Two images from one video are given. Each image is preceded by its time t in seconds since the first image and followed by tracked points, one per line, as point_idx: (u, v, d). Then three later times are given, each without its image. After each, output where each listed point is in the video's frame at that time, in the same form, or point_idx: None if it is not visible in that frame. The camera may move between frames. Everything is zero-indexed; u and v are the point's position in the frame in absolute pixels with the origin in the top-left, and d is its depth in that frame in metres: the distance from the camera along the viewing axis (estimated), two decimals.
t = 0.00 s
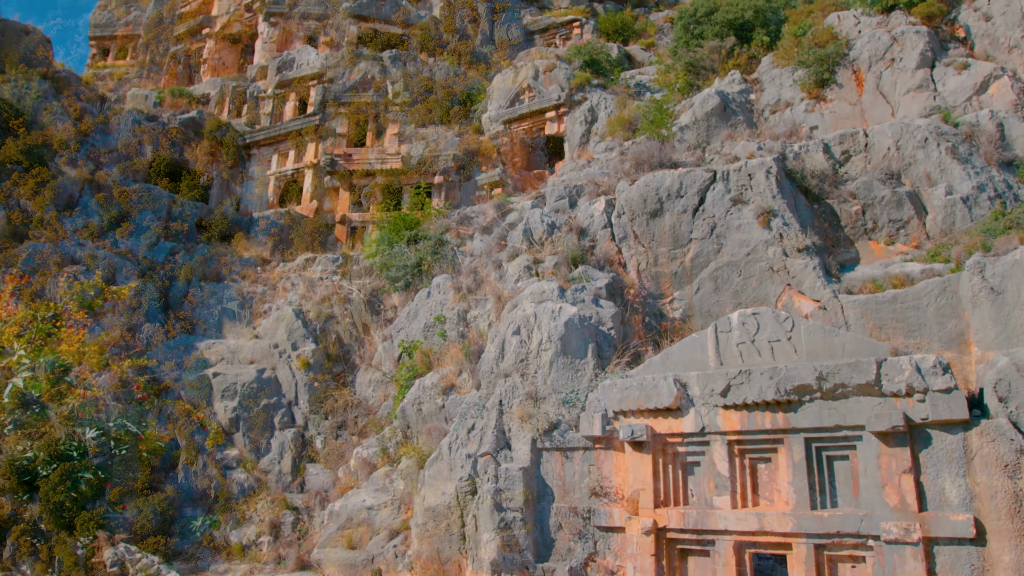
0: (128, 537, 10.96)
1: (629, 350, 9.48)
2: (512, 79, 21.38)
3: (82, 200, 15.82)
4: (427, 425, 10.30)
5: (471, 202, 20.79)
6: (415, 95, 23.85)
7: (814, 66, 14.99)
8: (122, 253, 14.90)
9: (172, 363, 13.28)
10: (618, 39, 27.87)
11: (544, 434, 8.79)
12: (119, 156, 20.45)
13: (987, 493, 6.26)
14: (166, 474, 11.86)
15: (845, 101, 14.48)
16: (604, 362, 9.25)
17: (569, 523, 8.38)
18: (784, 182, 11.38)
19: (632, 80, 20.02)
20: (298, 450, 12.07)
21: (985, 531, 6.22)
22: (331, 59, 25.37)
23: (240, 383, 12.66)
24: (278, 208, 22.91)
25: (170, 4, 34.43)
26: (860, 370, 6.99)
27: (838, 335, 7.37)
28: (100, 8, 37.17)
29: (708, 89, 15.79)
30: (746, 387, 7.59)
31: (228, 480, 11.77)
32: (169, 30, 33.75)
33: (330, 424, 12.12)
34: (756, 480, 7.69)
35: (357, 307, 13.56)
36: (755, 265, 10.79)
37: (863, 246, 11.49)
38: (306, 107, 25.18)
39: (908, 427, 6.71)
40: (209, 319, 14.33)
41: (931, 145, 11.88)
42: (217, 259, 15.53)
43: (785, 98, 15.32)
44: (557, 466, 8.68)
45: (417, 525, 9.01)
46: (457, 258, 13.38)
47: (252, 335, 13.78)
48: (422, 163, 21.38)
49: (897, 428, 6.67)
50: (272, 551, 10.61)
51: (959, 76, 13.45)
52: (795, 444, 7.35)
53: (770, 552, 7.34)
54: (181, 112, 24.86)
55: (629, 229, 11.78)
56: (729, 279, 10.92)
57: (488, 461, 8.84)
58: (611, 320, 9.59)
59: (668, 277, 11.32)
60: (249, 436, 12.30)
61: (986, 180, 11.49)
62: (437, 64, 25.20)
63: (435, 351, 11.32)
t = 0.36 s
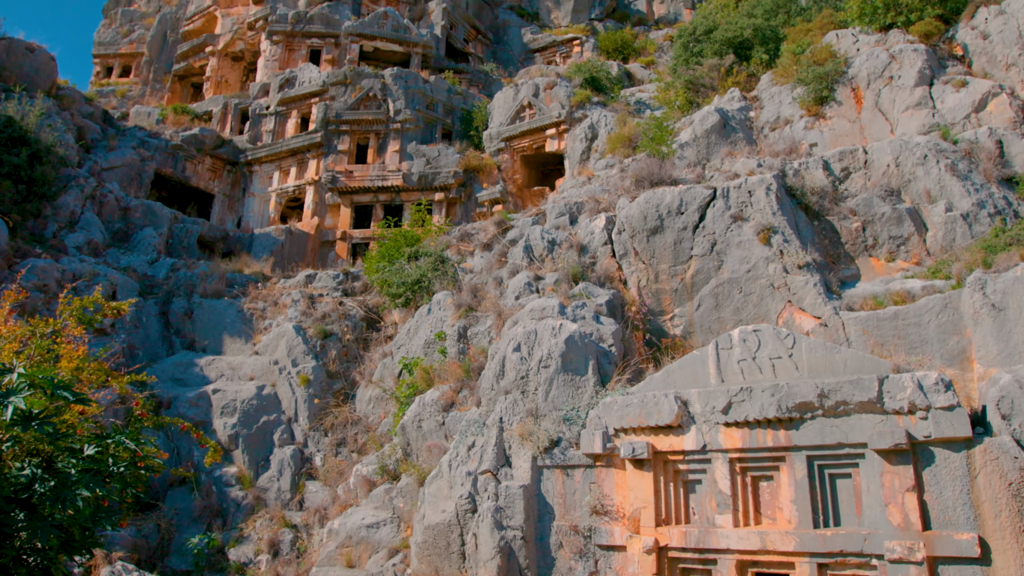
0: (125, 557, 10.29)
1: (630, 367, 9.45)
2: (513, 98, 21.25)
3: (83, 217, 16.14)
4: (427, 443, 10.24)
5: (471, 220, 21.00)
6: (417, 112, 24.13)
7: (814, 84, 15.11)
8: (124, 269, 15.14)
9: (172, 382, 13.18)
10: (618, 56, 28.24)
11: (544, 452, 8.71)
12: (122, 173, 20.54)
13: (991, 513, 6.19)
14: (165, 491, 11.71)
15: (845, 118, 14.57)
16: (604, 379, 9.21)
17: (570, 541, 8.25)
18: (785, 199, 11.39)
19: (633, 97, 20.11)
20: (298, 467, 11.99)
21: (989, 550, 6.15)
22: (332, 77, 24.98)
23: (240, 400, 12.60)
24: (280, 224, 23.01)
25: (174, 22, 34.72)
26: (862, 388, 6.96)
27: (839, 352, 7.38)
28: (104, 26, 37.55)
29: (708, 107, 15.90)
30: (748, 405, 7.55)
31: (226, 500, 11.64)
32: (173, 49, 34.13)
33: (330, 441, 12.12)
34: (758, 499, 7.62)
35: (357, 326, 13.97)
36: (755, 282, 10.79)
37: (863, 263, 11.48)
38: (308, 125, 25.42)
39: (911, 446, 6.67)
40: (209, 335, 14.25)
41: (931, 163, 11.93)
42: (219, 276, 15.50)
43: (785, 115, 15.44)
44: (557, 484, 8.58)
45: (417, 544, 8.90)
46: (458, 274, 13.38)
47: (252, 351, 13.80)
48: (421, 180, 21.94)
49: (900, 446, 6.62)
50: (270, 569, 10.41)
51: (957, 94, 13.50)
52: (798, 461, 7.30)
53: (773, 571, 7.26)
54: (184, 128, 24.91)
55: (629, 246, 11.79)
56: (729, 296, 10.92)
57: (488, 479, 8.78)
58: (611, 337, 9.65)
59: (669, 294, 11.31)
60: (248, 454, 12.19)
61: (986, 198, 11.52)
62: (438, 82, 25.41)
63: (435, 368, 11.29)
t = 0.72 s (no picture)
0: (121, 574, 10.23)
1: (631, 384, 9.42)
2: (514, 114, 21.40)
3: (84, 232, 16.20)
4: (427, 459, 10.18)
5: (471, 236, 21.00)
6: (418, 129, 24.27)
7: (813, 101, 15.22)
8: (125, 284, 15.20)
9: (171, 398, 13.13)
10: (618, 74, 28.44)
11: (544, 469, 8.65)
12: (123, 189, 20.61)
13: (995, 531, 6.14)
14: (163, 508, 11.62)
15: (844, 135, 14.65)
16: (605, 396, 9.17)
17: (571, 560, 8.17)
18: (785, 216, 11.41)
19: (633, 114, 20.21)
20: (298, 484, 11.92)
21: (994, 570, 6.09)
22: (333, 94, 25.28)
23: (239, 416, 12.56)
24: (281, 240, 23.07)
25: (177, 38, 34.98)
26: (864, 405, 6.92)
27: (841, 369, 7.36)
28: (108, 43, 37.90)
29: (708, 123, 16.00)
30: (749, 422, 7.52)
31: (224, 517, 11.54)
32: (176, 65, 34.39)
33: (329, 458, 12.07)
34: (760, 517, 7.56)
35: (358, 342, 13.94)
36: (756, 298, 10.78)
37: (864, 279, 11.48)
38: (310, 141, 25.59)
39: (913, 463, 6.63)
40: (209, 350, 14.22)
41: (930, 180, 11.98)
42: (219, 291, 15.53)
43: (784, 132, 15.55)
44: (558, 501, 8.52)
45: (417, 562, 8.82)
46: (459, 290, 13.38)
47: (252, 367, 13.79)
48: (422, 197, 21.91)
49: (902, 464, 6.58)
50: None
51: (956, 111, 13.55)
52: (799, 479, 7.25)
53: None
54: (186, 144, 25.11)
55: (630, 262, 11.81)
56: (730, 312, 10.90)
57: (489, 496, 8.72)
58: (612, 353, 9.63)
59: (669, 310, 11.31)
60: (247, 470, 12.12)
61: (985, 214, 11.53)
62: (440, 99, 25.61)
63: (436, 385, 11.26)
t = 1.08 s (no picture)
0: None
1: (631, 401, 9.39)
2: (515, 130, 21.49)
3: (86, 247, 16.23)
4: (427, 476, 10.12)
5: (472, 251, 21.04)
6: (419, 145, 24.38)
7: (812, 118, 15.32)
8: (126, 299, 15.23)
9: (171, 413, 13.08)
10: (618, 90, 28.62)
11: (545, 485, 8.60)
12: (125, 204, 20.68)
13: (1000, 549, 6.09)
14: (161, 524, 11.54)
15: (844, 151, 14.72)
16: (605, 412, 9.14)
17: None
18: (785, 232, 11.43)
19: (633, 130, 20.30)
20: (296, 500, 11.85)
21: None
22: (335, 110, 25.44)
23: (239, 432, 12.51)
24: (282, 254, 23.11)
25: (181, 54, 35.26)
26: (866, 422, 6.90)
27: (842, 385, 7.34)
28: (112, 60, 38.24)
29: (708, 140, 16.08)
30: (751, 438, 7.48)
31: (222, 533, 11.46)
32: (179, 81, 34.66)
33: (329, 474, 12.01)
34: (762, 534, 7.50)
35: (358, 358, 13.93)
36: (757, 314, 10.76)
37: (865, 295, 11.48)
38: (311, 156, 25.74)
39: (916, 480, 6.58)
40: (209, 365, 14.20)
41: (930, 196, 12.01)
42: (220, 306, 15.57)
43: (784, 148, 15.64)
44: (559, 518, 8.46)
45: None
46: (459, 305, 13.38)
47: (252, 382, 13.76)
48: (423, 213, 22.13)
49: (905, 481, 6.53)
50: None
51: (955, 128, 13.60)
52: (801, 496, 7.20)
53: None
54: (188, 160, 25.24)
55: (631, 277, 11.82)
56: (731, 328, 10.88)
57: (489, 513, 8.66)
58: (613, 369, 9.61)
59: (670, 326, 11.30)
60: (246, 486, 12.04)
61: (986, 230, 11.54)
62: (442, 116, 25.80)
63: (436, 401, 11.23)
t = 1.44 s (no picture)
0: None
1: (631, 417, 9.36)
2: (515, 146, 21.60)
3: (86, 262, 16.26)
4: (426, 492, 10.06)
5: (472, 267, 21.07)
6: (420, 160, 24.50)
7: (811, 135, 15.42)
8: (126, 313, 15.24)
9: (169, 428, 13.02)
10: (618, 107, 28.81)
11: (545, 502, 8.55)
12: (126, 218, 20.72)
13: (1004, 568, 6.04)
14: (158, 540, 11.42)
15: (843, 168, 14.81)
16: (606, 429, 9.11)
17: None
18: (785, 248, 11.46)
19: (633, 147, 20.40)
20: (295, 516, 11.77)
21: None
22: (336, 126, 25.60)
23: (237, 447, 12.45)
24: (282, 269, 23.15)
25: (184, 71, 35.56)
26: (867, 439, 6.87)
27: (844, 402, 7.32)
28: (116, 76, 38.57)
29: (708, 156, 16.16)
30: (752, 455, 7.44)
31: (220, 550, 11.37)
32: (182, 97, 34.92)
33: (327, 490, 11.94)
34: (764, 552, 7.43)
35: (358, 374, 13.91)
36: (757, 330, 10.75)
37: (865, 311, 11.48)
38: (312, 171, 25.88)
39: (918, 498, 6.54)
40: (208, 380, 14.17)
41: (929, 213, 12.03)
42: (220, 321, 15.58)
43: (783, 164, 15.75)
44: (559, 536, 8.40)
45: None
46: (459, 321, 13.38)
47: (252, 397, 13.72)
48: (423, 228, 22.23)
49: (907, 499, 6.49)
50: None
51: (953, 144, 13.65)
52: (803, 514, 7.14)
53: None
54: (190, 175, 25.36)
55: (631, 293, 11.83)
56: (731, 344, 10.87)
57: (489, 530, 8.60)
58: (613, 386, 9.59)
59: (670, 342, 11.29)
60: (245, 502, 11.96)
61: (985, 247, 11.55)
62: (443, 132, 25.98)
63: (436, 417, 11.20)
